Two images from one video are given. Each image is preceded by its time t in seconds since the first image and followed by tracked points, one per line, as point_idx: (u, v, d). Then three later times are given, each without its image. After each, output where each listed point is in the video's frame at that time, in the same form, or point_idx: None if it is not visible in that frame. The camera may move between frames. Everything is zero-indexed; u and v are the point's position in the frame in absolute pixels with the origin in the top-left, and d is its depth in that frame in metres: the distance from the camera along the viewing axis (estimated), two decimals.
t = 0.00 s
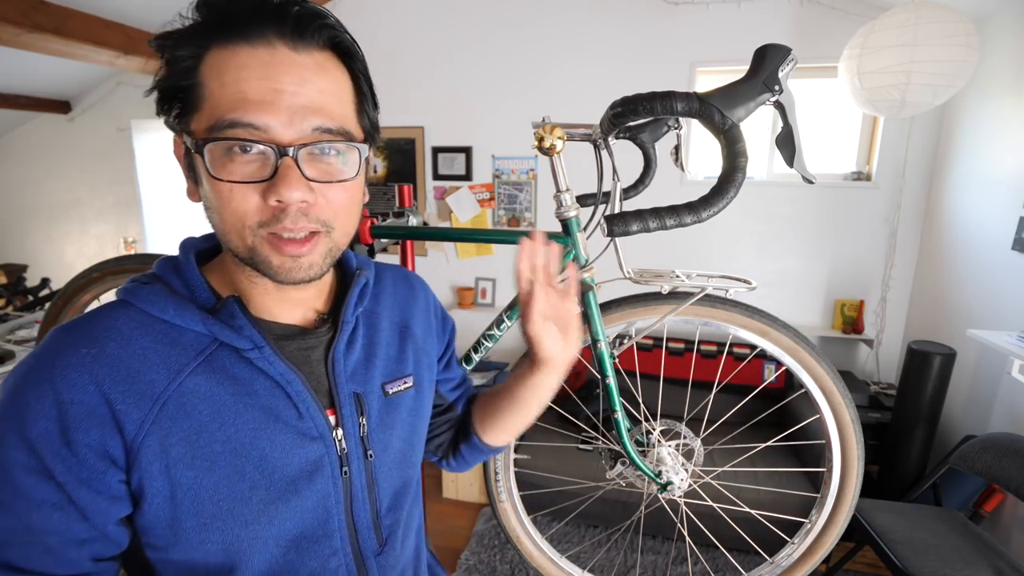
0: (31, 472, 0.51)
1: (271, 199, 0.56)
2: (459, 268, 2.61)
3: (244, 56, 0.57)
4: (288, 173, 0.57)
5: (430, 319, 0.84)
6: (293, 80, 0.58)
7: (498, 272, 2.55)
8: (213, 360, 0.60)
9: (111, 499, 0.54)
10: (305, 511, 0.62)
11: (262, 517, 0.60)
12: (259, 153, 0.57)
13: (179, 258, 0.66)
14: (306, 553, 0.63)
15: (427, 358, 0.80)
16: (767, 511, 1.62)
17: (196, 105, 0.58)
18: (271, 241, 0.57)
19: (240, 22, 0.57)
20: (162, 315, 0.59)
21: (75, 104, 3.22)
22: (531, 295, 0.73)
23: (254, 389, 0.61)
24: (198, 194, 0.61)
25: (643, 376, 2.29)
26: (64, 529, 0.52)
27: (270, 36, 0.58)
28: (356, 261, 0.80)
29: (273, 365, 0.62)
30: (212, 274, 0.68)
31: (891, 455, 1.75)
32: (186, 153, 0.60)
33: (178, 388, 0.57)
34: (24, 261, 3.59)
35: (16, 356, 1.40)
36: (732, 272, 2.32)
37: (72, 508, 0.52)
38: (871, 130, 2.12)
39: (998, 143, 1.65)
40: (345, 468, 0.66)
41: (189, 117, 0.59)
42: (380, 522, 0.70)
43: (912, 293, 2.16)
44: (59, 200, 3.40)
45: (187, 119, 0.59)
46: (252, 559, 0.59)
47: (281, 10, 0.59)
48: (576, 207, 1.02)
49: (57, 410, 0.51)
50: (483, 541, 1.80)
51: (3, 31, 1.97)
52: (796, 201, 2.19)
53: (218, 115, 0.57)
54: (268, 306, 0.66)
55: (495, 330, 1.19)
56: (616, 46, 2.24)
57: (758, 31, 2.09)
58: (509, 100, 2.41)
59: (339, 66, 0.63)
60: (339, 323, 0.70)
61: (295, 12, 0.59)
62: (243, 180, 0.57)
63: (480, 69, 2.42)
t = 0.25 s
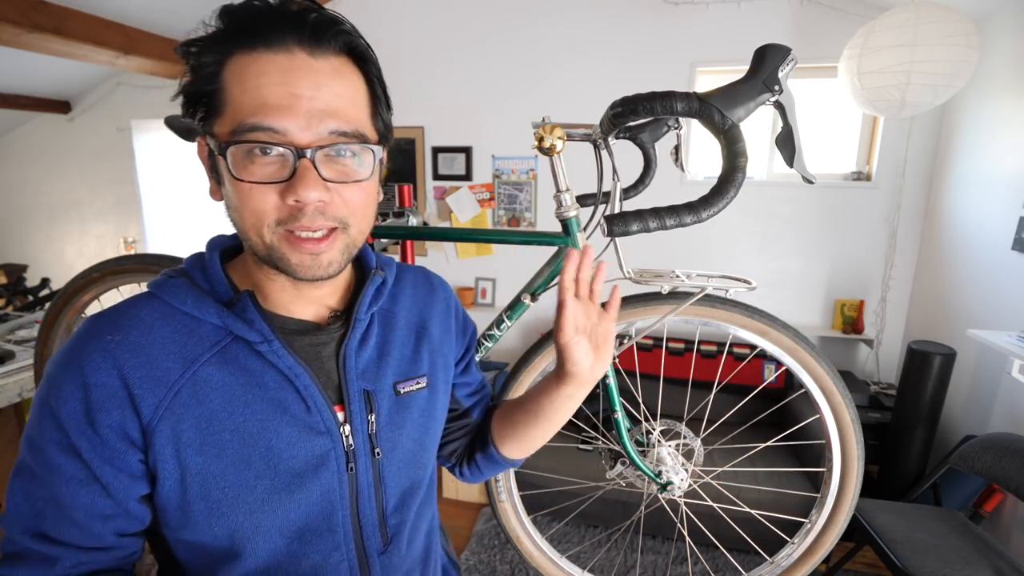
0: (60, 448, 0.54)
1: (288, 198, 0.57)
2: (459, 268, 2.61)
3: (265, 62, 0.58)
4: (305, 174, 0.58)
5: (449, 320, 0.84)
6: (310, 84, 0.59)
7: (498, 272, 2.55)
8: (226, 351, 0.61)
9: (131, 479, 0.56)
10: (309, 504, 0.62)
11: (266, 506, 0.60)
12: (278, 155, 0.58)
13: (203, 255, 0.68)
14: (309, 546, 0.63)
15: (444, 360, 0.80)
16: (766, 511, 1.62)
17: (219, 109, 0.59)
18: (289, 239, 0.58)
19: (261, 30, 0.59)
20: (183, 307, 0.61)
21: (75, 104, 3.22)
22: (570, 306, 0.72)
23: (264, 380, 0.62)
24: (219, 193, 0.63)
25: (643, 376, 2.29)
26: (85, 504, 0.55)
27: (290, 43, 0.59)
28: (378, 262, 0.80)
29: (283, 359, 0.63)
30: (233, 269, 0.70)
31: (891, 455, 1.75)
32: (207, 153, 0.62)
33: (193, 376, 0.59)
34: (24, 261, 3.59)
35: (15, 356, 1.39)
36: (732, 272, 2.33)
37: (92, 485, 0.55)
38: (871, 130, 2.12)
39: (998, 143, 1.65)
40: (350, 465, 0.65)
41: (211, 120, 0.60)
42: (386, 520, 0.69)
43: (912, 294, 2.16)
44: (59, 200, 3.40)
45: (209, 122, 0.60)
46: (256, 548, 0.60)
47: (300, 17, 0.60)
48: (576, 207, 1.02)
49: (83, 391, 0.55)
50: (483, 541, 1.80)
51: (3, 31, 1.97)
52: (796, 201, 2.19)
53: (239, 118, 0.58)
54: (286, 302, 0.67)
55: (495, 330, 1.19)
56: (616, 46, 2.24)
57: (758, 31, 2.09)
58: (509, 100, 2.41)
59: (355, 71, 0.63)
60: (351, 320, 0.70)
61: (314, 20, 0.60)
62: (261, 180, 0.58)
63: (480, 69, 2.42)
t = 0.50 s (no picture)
0: (44, 464, 0.53)
1: (336, 198, 0.57)
2: (459, 268, 2.61)
3: (315, 66, 0.57)
4: (352, 176, 0.58)
5: (438, 317, 0.84)
6: (360, 91, 0.59)
7: (498, 272, 2.55)
8: (215, 358, 0.60)
9: (114, 494, 0.55)
10: (308, 507, 0.62)
11: (265, 512, 0.60)
12: (322, 154, 0.57)
13: (187, 260, 0.66)
14: (312, 549, 0.63)
15: (435, 356, 0.80)
16: (767, 511, 1.62)
17: (257, 106, 0.57)
18: (328, 236, 0.58)
19: (305, 33, 0.58)
20: (166, 316, 0.60)
21: (75, 104, 3.22)
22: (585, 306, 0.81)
23: (255, 386, 0.61)
24: (235, 190, 0.59)
25: (643, 377, 2.29)
26: (71, 520, 0.54)
27: (339, 52, 0.59)
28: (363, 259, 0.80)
29: (274, 363, 0.62)
30: (217, 275, 0.67)
31: (891, 455, 1.75)
32: (226, 148, 0.58)
33: (181, 385, 0.57)
34: (24, 261, 3.59)
35: (15, 356, 1.39)
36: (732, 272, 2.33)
37: (78, 500, 0.54)
38: (871, 130, 2.12)
39: (998, 143, 1.65)
40: (349, 465, 0.65)
41: (248, 115, 0.57)
42: (388, 518, 0.70)
43: (912, 294, 2.16)
44: (59, 200, 3.40)
45: (235, 116, 0.58)
46: (258, 554, 0.60)
47: (342, 27, 0.61)
48: (576, 207, 1.02)
49: (62, 408, 0.53)
50: (483, 541, 1.80)
51: (3, 31, 1.97)
52: (796, 201, 2.19)
53: (289, 117, 0.57)
54: (279, 304, 0.66)
55: (495, 330, 1.19)
56: (616, 46, 2.24)
57: (758, 31, 2.09)
58: (509, 100, 2.41)
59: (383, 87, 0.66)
60: (342, 319, 0.70)
61: (353, 33, 0.62)
62: (305, 178, 0.56)
63: (480, 69, 2.42)
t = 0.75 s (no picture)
0: (29, 496, 0.48)
1: (333, 211, 0.57)
2: (459, 268, 2.61)
3: (308, 71, 0.56)
4: (349, 189, 0.58)
5: (413, 310, 0.85)
6: (358, 98, 0.58)
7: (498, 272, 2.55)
8: (210, 366, 0.58)
9: (113, 517, 0.53)
10: (313, 508, 0.62)
11: (273, 517, 0.60)
12: (317, 167, 0.57)
13: (160, 262, 0.63)
14: (318, 549, 0.63)
15: (416, 349, 0.81)
16: (767, 511, 1.62)
17: (247, 111, 0.55)
18: (323, 249, 0.58)
19: (300, 36, 0.56)
20: (151, 324, 0.56)
21: (74, 104, 3.22)
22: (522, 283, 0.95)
23: (254, 392, 0.60)
24: (223, 198, 0.58)
25: (643, 377, 2.29)
26: (69, 552, 0.50)
27: (336, 56, 0.58)
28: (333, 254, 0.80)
29: (272, 366, 0.61)
30: (195, 277, 0.65)
31: (891, 455, 1.75)
32: (214, 155, 0.57)
33: (177, 397, 0.55)
34: (24, 261, 3.59)
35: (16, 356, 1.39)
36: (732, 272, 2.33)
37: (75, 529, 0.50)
38: (871, 130, 2.12)
39: (999, 143, 1.65)
40: (348, 462, 0.66)
41: (239, 122, 0.55)
42: (387, 513, 0.71)
43: (912, 294, 2.16)
44: (59, 200, 3.40)
45: (226, 124, 0.55)
46: (267, 560, 0.60)
47: (337, 30, 0.59)
48: (576, 207, 1.02)
49: (46, 432, 0.49)
50: (483, 541, 1.79)
51: (3, 31, 1.97)
52: (796, 201, 2.19)
53: (285, 125, 0.55)
54: (264, 307, 0.65)
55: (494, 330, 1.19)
56: (616, 46, 2.24)
57: (758, 31, 2.09)
58: (509, 100, 2.41)
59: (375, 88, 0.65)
60: (330, 318, 0.70)
61: (348, 35, 0.61)
62: (301, 192, 0.56)
63: (480, 69, 2.41)
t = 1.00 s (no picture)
0: (53, 481, 0.50)
1: (294, 206, 0.57)
2: (459, 268, 2.61)
3: (273, 64, 0.57)
4: (311, 183, 0.57)
5: (432, 317, 0.84)
6: (322, 91, 0.58)
7: (498, 272, 2.55)
8: (226, 362, 0.60)
9: (135, 504, 0.54)
10: (319, 512, 0.62)
11: (280, 518, 0.60)
12: (281, 160, 0.58)
13: (185, 259, 0.66)
14: (320, 554, 0.63)
15: (433, 356, 0.80)
16: (767, 511, 1.62)
17: (219, 106, 0.58)
18: (290, 245, 0.58)
19: (274, 29, 0.58)
20: (173, 319, 0.59)
21: (74, 104, 3.22)
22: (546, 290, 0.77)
23: (267, 390, 0.61)
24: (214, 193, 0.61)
25: (643, 377, 2.29)
26: (92, 538, 0.51)
27: (305, 48, 0.58)
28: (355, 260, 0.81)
29: (286, 367, 0.62)
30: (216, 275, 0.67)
31: (891, 455, 1.75)
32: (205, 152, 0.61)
33: (195, 390, 0.57)
34: (24, 261, 3.59)
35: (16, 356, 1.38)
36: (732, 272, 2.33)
37: (98, 515, 0.52)
38: (871, 130, 2.12)
39: (999, 143, 1.65)
40: (355, 468, 0.66)
41: (213, 118, 0.58)
42: (390, 520, 0.71)
43: (912, 294, 2.16)
44: (59, 200, 3.40)
45: (209, 120, 0.59)
46: (270, 561, 0.60)
47: (318, 21, 0.60)
48: (576, 207, 1.02)
49: (74, 417, 0.51)
50: (483, 541, 1.80)
51: (3, 31, 1.97)
52: (796, 201, 2.19)
53: (245, 120, 0.57)
54: (278, 309, 0.66)
55: (494, 330, 1.19)
56: (616, 47, 2.24)
57: (758, 31, 2.09)
58: (509, 100, 2.41)
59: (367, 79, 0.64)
60: (346, 323, 0.70)
61: (330, 24, 0.61)
62: (264, 186, 0.57)
63: (480, 69, 2.42)
